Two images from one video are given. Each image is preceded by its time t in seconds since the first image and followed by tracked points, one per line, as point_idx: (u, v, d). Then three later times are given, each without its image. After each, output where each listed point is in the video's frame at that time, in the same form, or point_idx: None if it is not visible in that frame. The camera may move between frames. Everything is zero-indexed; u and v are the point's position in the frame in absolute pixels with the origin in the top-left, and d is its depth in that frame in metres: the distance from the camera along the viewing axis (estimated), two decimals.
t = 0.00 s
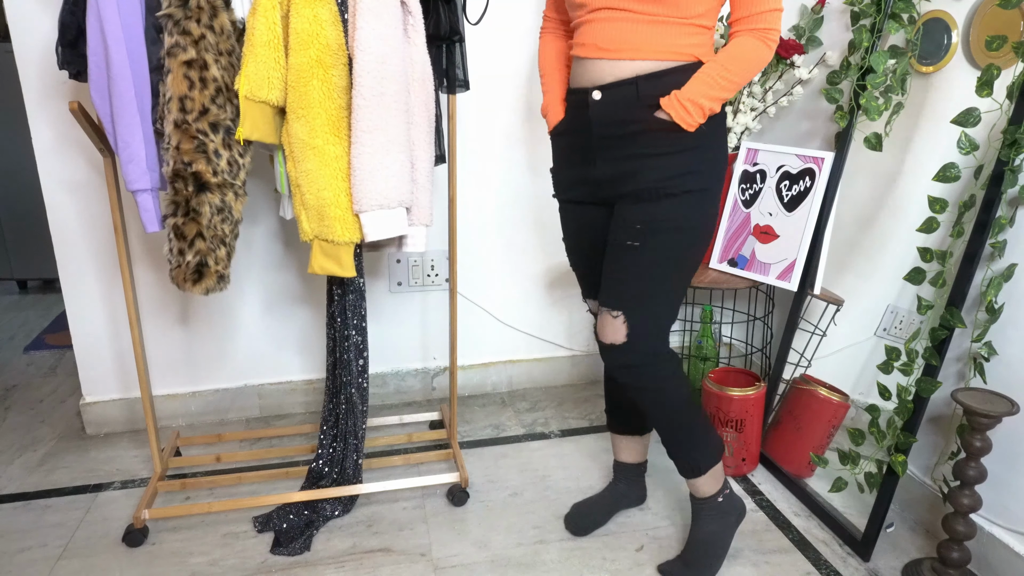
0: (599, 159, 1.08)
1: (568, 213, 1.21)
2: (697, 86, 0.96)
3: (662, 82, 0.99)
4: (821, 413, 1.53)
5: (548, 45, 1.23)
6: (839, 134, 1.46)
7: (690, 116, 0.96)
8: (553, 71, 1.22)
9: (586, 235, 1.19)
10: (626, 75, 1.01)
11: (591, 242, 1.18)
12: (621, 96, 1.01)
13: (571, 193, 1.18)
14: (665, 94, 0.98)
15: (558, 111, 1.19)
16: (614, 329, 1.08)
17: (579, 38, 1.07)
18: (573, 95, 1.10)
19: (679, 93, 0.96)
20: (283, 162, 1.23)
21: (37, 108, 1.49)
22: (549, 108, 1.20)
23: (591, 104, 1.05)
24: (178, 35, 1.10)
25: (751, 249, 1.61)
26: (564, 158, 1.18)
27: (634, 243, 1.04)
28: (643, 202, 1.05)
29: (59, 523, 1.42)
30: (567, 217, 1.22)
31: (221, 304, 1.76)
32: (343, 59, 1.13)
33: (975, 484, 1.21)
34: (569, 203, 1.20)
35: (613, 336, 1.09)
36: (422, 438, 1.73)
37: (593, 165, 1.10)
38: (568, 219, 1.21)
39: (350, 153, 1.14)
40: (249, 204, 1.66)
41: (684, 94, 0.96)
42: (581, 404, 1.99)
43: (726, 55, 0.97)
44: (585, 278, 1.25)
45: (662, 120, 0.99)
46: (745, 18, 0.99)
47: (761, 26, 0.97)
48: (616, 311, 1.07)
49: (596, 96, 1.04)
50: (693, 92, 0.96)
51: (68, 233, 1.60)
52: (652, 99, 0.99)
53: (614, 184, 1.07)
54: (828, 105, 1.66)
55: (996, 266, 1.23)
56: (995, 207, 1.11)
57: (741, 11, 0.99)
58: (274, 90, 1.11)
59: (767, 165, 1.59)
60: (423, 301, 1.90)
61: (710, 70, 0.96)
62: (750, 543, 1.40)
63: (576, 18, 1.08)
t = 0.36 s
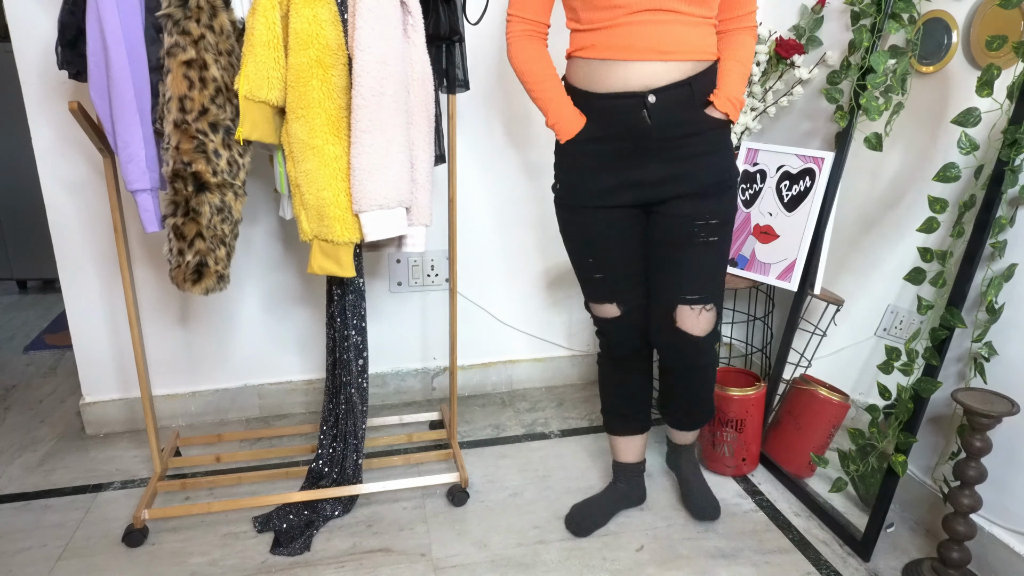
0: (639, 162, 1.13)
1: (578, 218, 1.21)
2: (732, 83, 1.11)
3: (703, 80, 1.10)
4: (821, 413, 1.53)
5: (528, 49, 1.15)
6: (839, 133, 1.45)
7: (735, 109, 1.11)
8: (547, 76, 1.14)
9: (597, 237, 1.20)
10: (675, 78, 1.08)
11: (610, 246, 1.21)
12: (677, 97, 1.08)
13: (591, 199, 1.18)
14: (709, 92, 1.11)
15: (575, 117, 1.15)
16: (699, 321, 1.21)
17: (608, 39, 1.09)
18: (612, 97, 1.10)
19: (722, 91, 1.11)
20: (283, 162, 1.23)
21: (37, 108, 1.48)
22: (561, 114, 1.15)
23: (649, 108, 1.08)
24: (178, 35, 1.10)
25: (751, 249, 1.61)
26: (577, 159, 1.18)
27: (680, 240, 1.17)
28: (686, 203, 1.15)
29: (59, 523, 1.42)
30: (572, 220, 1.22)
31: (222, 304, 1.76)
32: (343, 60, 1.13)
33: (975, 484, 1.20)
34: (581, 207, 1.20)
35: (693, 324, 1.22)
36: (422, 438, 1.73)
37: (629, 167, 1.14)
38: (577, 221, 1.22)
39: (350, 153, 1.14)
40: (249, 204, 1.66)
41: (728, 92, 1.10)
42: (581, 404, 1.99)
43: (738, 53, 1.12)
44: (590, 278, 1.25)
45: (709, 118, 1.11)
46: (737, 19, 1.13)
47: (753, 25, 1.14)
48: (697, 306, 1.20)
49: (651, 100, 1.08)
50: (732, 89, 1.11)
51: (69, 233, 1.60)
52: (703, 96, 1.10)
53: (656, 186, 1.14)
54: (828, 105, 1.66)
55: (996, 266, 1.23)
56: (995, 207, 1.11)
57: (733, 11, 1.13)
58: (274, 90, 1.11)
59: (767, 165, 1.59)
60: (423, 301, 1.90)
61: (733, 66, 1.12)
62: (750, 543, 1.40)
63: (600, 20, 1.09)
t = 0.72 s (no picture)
0: (660, 163, 1.17)
1: (601, 217, 1.20)
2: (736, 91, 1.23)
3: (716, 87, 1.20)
4: (821, 413, 1.53)
5: (549, 50, 1.11)
6: (839, 133, 1.46)
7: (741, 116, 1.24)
8: (571, 75, 1.10)
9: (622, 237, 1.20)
10: (699, 84, 1.16)
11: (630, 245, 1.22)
12: (701, 101, 1.16)
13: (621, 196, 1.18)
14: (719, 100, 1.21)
15: (603, 114, 1.12)
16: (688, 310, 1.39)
17: (640, 42, 1.11)
18: (646, 96, 1.12)
19: (730, 101, 1.22)
20: (283, 162, 1.23)
21: (37, 107, 1.48)
22: (589, 112, 1.11)
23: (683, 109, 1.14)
24: (178, 35, 1.10)
25: (751, 249, 1.61)
26: (581, 159, 1.19)
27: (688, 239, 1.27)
28: (696, 202, 1.24)
29: (59, 523, 1.42)
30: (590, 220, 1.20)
31: (222, 304, 1.76)
32: (343, 59, 1.13)
33: (975, 484, 1.21)
34: (601, 205, 1.19)
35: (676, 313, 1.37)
36: (422, 438, 1.73)
37: (647, 168, 1.17)
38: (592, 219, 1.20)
39: (350, 153, 1.14)
40: (249, 204, 1.66)
41: (735, 100, 1.22)
42: (581, 405, 1.99)
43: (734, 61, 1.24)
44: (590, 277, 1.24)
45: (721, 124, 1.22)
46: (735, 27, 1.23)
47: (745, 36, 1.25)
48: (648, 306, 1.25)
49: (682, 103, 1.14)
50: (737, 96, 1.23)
51: (69, 233, 1.60)
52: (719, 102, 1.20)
53: (670, 185, 1.20)
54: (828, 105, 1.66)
55: (996, 266, 1.23)
56: (995, 207, 1.12)
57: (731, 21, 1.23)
58: (274, 90, 1.11)
59: (767, 165, 1.59)
60: (423, 301, 1.90)
61: (732, 73, 1.23)
62: (750, 543, 1.40)
63: (629, 24, 1.11)
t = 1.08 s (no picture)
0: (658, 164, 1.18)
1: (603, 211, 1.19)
2: (733, 99, 1.25)
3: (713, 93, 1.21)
4: (821, 413, 1.53)
5: (551, 53, 1.13)
6: (839, 134, 1.46)
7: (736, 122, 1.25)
8: (571, 75, 1.13)
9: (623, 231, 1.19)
10: (697, 89, 1.17)
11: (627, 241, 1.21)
12: (697, 106, 1.17)
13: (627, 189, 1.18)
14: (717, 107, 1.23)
15: (601, 109, 1.13)
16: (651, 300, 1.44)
17: (635, 49, 1.13)
18: (645, 97, 1.13)
19: (727, 107, 1.24)
20: (283, 162, 1.23)
21: (37, 107, 1.48)
22: (588, 107, 1.13)
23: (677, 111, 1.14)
24: (179, 35, 1.10)
25: (751, 249, 1.62)
26: (581, 156, 1.19)
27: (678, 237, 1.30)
28: (690, 205, 1.27)
29: (59, 523, 1.42)
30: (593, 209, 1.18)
31: (222, 303, 1.76)
32: (343, 59, 1.13)
33: (975, 484, 1.21)
34: (608, 197, 1.18)
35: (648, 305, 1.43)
36: (422, 438, 1.73)
37: (646, 168, 1.18)
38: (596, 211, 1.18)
39: (351, 153, 1.14)
40: (249, 204, 1.66)
41: (733, 108, 1.24)
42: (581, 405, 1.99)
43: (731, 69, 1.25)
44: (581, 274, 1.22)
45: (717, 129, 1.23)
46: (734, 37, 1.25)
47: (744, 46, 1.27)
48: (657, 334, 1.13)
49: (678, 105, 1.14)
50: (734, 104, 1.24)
51: (69, 233, 1.60)
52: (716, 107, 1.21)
53: (667, 186, 1.22)
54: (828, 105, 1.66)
55: (996, 266, 1.23)
56: (995, 207, 1.12)
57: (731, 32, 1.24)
58: (274, 91, 1.11)
59: (767, 165, 1.60)
60: (423, 301, 1.90)
61: (730, 82, 1.25)
62: (750, 543, 1.40)
63: (626, 32, 1.13)
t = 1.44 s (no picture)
0: (659, 163, 1.18)
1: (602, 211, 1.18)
2: (729, 97, 1.23)
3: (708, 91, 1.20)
4: (821, 414, 1.53)
5: (544, 55, 1.15)
6: (840, 133, 1.46)
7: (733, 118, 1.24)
8: (563, 74, 1.14)
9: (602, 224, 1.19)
10: (687, 86, 1.16)
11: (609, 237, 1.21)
12: (689, 102, 1.16)
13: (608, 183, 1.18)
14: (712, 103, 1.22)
15: (592, 108, 1.15)
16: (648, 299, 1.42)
17: (625, 49, 1.13)
18: (635, 95, 1.13)
19: (723, 104, 1.23)
20: (283, 162, 1.22)
21: (36, 107, 1.48)
22: (579, 105, 1.14)
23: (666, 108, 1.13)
24: (177, 35, 1.09)
25: (751, 249, 1.61)
26: (580, 155, 1.18)
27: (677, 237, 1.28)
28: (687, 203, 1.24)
29: (59, 523, 1.42)
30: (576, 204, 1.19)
31: (221, 303, 1.75)
32: (343, 59, 1.12)
33: (976, 485, 1.20)
34: (597, 193, 1.18)
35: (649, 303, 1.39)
36: (422, 438, 1.73)
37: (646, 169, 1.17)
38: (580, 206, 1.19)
39: (350, 152, 1.14)
40: (248, 204, 1.66)
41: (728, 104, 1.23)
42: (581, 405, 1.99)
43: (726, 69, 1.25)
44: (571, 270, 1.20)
45: (714, 125, 1.22)
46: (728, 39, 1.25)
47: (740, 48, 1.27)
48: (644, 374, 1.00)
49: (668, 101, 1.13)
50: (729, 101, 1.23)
51: (68, 233, 1.59)
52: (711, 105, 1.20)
53: (654, 183, 1.20)
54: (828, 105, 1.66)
55: (997, 266, 1.23)
56: (995, 207, 1.11)
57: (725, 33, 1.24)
58: (273, 90, 1.11)
59: (768, 165, 1.59)
60: (423, 301, 1.90)
61: (725, 81, 1.24)
62: (751, 543, 1.40)
63: (614, 32, 1.14)
